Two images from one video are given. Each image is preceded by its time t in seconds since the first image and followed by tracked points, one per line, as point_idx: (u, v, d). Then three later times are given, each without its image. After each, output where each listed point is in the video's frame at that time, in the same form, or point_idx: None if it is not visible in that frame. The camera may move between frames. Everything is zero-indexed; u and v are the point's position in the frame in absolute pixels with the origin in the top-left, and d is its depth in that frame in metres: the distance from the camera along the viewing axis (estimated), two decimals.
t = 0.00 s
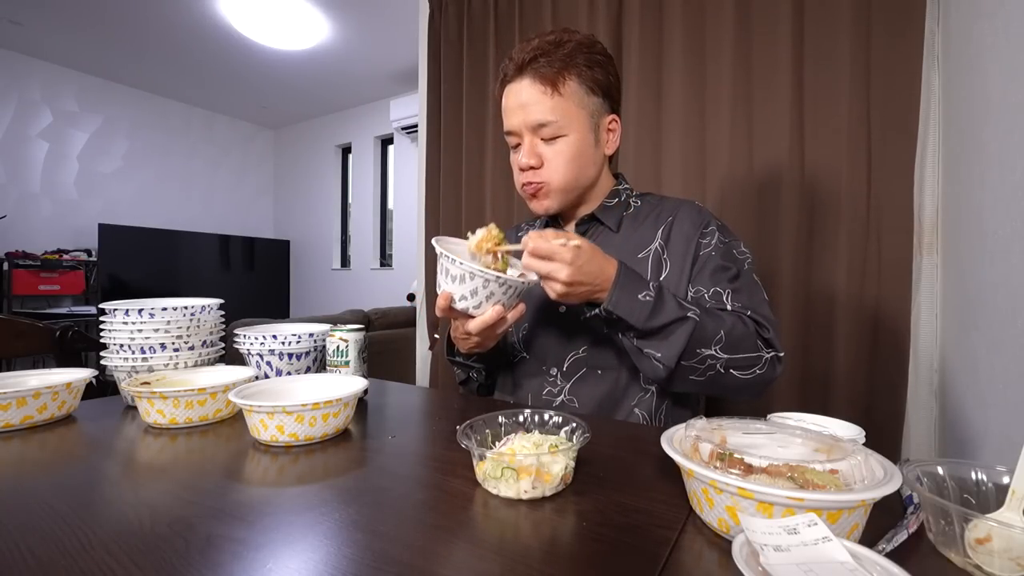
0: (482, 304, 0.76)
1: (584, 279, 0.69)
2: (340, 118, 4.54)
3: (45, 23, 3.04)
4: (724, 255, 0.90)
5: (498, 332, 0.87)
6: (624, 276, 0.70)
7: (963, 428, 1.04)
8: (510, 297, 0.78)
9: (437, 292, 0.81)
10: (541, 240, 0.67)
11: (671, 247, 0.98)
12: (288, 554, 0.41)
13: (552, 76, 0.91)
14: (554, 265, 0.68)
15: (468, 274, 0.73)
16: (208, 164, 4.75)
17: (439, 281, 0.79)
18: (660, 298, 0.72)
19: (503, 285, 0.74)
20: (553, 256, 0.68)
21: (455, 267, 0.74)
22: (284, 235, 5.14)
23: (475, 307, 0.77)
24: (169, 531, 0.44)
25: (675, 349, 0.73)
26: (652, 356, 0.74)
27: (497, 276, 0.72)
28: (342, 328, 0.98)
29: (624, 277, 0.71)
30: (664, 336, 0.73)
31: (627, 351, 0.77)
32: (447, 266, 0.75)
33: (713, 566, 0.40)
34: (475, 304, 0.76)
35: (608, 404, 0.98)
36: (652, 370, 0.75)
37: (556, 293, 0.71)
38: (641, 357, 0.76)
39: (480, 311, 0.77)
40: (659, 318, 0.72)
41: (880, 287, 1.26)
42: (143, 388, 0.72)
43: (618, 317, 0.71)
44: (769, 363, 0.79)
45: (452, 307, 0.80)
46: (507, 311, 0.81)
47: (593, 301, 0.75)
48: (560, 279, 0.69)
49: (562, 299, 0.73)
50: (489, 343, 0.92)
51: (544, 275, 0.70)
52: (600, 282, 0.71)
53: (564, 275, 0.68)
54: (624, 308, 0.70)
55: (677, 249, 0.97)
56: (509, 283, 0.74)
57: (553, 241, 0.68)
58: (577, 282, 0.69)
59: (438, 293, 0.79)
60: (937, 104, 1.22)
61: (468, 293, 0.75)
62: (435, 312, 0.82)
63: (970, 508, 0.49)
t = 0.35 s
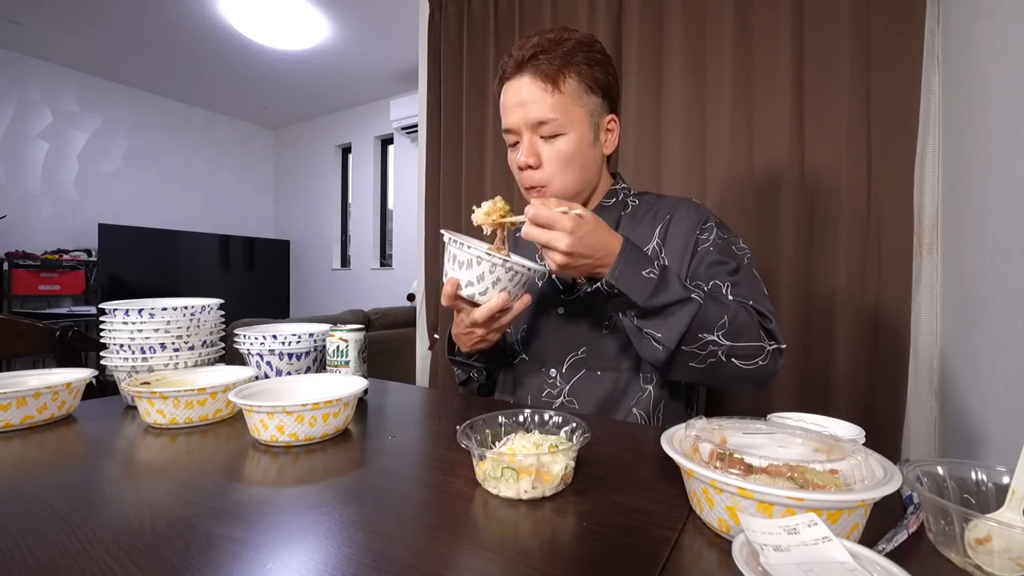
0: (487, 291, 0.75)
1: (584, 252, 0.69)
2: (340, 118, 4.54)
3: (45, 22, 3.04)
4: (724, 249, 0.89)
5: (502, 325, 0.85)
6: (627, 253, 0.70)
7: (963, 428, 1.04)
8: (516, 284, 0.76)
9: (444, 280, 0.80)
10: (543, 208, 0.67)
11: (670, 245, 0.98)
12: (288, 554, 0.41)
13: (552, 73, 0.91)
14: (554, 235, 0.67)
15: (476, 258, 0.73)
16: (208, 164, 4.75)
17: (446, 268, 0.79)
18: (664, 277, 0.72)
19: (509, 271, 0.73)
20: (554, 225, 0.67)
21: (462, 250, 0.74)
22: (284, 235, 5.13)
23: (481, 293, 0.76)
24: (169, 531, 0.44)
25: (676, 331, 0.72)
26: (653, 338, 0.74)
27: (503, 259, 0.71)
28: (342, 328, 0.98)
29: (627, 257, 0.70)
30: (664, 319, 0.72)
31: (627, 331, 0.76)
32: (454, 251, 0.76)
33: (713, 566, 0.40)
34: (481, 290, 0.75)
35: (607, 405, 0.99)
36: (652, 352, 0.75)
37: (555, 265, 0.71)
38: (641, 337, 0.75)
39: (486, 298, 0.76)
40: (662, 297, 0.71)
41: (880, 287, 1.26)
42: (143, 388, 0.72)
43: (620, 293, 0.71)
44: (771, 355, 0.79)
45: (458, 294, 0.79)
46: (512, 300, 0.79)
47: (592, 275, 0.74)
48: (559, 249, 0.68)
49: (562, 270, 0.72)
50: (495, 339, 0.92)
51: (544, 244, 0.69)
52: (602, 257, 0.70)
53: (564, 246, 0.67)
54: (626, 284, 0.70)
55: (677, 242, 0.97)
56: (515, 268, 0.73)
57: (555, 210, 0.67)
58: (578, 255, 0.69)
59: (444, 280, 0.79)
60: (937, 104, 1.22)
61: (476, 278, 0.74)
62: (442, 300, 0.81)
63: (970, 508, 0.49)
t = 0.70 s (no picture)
0: (497, 268, 0.73)
1: (584, 227, 0.69)
2: (340, 118, 4.54)
3: (45, 22, 3.04)
4: (720, 246, 0.89)
5: (509, 305, 0.85)
6: (630, 232, 0.70)
7: (963, 428, 1.04)
8: (526, 265, 0.74)
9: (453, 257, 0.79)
10: (542, 180, 0.68)
11: (665, 243, 0.98)
12: (289, 554, 0.41)
13: (543, 73, 0.91)
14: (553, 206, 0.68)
15: (488, 234, 0.71)
16: (208, 164, 4.75)
17: (456, 243, 0.77)
18: (664, 260, 0.72)
19: (520, 249, 0.71)
20: (553, 197, 0.68)
21: (474, 227, 0.72)
22: (284, 235, 5.13)
23: (490, 271, 0.74)
24: (169, 531, 0.44)
25: (673, 315, 0.72)
26: (650, 320, 0.74)
27: (514, 235, 0.70)
28: (342, 328, 0.98)
29: (627, 236, 0.70)
30: (662, 302, 0.72)
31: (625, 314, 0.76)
32: (466, 228, 0.74)
33: (713, 566, 0.40)
34: (491, 267, 0.73)
35: (606, 408, 0.98)
36: (649, 336, 0.75)
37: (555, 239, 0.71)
38: (639, 321, 0.75)
39: (495, 276, 0.74)
40: (661, 279, 0.71)
41: (880, 287, 1.26)
42: (143, 388, 0.72)
43: (618, 272, 0.71)
44: (772, 350, 0.78)
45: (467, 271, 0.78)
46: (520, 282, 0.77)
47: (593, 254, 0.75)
48: (559, 222, 0.68)
49: (564, 247, 0.73)
50: (499, 324, 0.92)
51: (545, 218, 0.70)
52: (601, 234, 0.71)
53: (563, 218, 0.67)
54: (626, 263, 0.70)
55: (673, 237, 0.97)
56: (526, 246, 0.71)
57: (557, 182, 0.68)
58: (577, 229, 0.69)
59: (455, 256, 0.77)
60: (937, 104, 1.23)
61: (486, 255, 0.72)
62: (450, 277, 0.80)
63: (970, 508, 0.49)
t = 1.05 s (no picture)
0: (505, 249, 0.73)
1: (587, 208, 0.70)
2: (341, 118, 4.54)
3: (45, 22, 3.04)
4: (714, 243, 0.90)
5: (513, 290, 0.84)
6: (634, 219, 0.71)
7: (963, 428, 1.04)
8: (535, 250, 0.74)
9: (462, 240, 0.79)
10: (551, 160, 0.70)
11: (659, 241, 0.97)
12: (288, 554, 0.41)
13: (529, 71, 0.91)
14: (560, 184, 0.69)
15: (499, 215, 0.71)
16: (209, 164, 4.75)
17: (467, 226, 0.77)
18: (666, 248, 0.72)
19: (530, 232, 0.71)
20: (561, 176, 0.69)
21: (485, 208, 0.73)
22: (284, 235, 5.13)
23: (498, 252, 0.73)
24: (169, 532, 0.44)
25: (672, 303, 0.72)
26: (648, 307, 0.74)
27: (525, 217, 0.70)
28: (342, 328, 0.98)
29: (632, 224, 0.70)
30: (662, 290, 0.72)
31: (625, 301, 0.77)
32: (477, 210, 0.74)
33: (713, 566, 0.40)
34: (499, 248, 0.73)
35: (605, 411, 0.98)
36: (647, 323, 0.75)
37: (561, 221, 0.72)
38: (638, 308, 0.75)
39: (503, 259, 0.74)
40: (661, 267, 0.71)
41: (880, 287, 1.26)
42: (143, 388, 0.72)
43: (620, 257, 0.72)
44: (770, 346, 0.78)
45: (475, 253, 0.77)
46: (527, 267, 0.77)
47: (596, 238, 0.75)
48: (564, 201, 0.70)
49: (567, 229, 0.74)
50: (502, 312, 0.92)
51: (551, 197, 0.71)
52: (604, 218, 0.71)
53: (567, 197, 0.68)
54: (628, 247, 0.70)
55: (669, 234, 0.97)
56: (536, 229, 0.71)
57: (562, 163, 0.70)
58: (580, 209, 0.70)
59: (464, 237, 0.77)
60: (937, 104, 1.23)
61: (496, 237, 0.72)
62: (458, 258, 0.80)
63: (970, 508, 0.49)
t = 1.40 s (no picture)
0: (501, 252, 0.73)
1: (574, 215, 0.72)
2: (341, 118, 4.54)
3: (46, 22, 3.04)
4: (710, 242, 0.90)
5: (511, 292, 0.84)
6: (629, 221, 0.71)
7: (963, 428, 1.04)
8: (530, 252, 0.74)
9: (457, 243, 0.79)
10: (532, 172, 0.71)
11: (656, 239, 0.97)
12: (288, 554, 0.41)
13: (525, 73, 0.91)
14: (543, 200, 0.72)
15: (492, 218, 0.71)
16: (209, 164, 4.75)
17: (461, 229, 0.77)
18: (662, 247, 0.72)
19: (525, 234, 0.71)
20: (544, 189, 0.71)
21: (479, 211, 0.72)
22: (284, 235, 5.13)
23: (493, 255, 0.73)
24: (169, 532, 0.44)
25: (669, 301, 0.72)
26: (644, 307, 0.74)
27: (518, 219, 0.69)
28: (342, 328, 0.98)
29: (626, 225, 0.71)
30: (659, 289, 0.72)
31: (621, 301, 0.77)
32: (471, 213, 0.74)
33: (713, 566, 0.40)
34: (494, 251, 0.73)
35: (603, 410, 0.98)
36: (642, 322, 0.75)
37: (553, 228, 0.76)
38: (634, 307, 0.75)
39: (498, 262, 0.74)
40: (657, 267, 0.71)
41: (880, 286, 1.27)
42: (142, 388, 0.72)
43: (614, 259, 0.72)
44: (768, 342, 0.78)
45: (470, 256, 0.77)
46: (523, 268, 0.77)
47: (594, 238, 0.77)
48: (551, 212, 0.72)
49: (562, 234, 0.76)
50: (500, 314, 0.92)
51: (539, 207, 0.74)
52: (595, 221, 0.73)
53: (551, 208, 0.71)
54: (620, 249, 0.71)
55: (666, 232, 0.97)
56: (531, 231, 0.71)
57: (545, 173, 0.71)
58: (568, 217, 0.72)
59: (458, 241, 0.77)
60: (937, 103, 1.23)
61: (491, 239, 0.72)
62: (453, 261, 0.79)
63: (970, 508, 0.49)
